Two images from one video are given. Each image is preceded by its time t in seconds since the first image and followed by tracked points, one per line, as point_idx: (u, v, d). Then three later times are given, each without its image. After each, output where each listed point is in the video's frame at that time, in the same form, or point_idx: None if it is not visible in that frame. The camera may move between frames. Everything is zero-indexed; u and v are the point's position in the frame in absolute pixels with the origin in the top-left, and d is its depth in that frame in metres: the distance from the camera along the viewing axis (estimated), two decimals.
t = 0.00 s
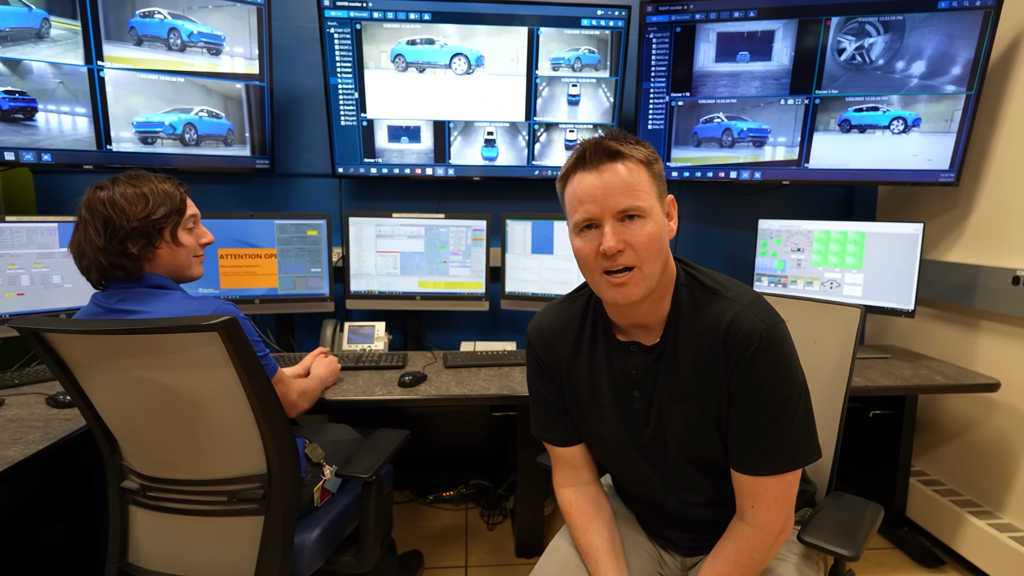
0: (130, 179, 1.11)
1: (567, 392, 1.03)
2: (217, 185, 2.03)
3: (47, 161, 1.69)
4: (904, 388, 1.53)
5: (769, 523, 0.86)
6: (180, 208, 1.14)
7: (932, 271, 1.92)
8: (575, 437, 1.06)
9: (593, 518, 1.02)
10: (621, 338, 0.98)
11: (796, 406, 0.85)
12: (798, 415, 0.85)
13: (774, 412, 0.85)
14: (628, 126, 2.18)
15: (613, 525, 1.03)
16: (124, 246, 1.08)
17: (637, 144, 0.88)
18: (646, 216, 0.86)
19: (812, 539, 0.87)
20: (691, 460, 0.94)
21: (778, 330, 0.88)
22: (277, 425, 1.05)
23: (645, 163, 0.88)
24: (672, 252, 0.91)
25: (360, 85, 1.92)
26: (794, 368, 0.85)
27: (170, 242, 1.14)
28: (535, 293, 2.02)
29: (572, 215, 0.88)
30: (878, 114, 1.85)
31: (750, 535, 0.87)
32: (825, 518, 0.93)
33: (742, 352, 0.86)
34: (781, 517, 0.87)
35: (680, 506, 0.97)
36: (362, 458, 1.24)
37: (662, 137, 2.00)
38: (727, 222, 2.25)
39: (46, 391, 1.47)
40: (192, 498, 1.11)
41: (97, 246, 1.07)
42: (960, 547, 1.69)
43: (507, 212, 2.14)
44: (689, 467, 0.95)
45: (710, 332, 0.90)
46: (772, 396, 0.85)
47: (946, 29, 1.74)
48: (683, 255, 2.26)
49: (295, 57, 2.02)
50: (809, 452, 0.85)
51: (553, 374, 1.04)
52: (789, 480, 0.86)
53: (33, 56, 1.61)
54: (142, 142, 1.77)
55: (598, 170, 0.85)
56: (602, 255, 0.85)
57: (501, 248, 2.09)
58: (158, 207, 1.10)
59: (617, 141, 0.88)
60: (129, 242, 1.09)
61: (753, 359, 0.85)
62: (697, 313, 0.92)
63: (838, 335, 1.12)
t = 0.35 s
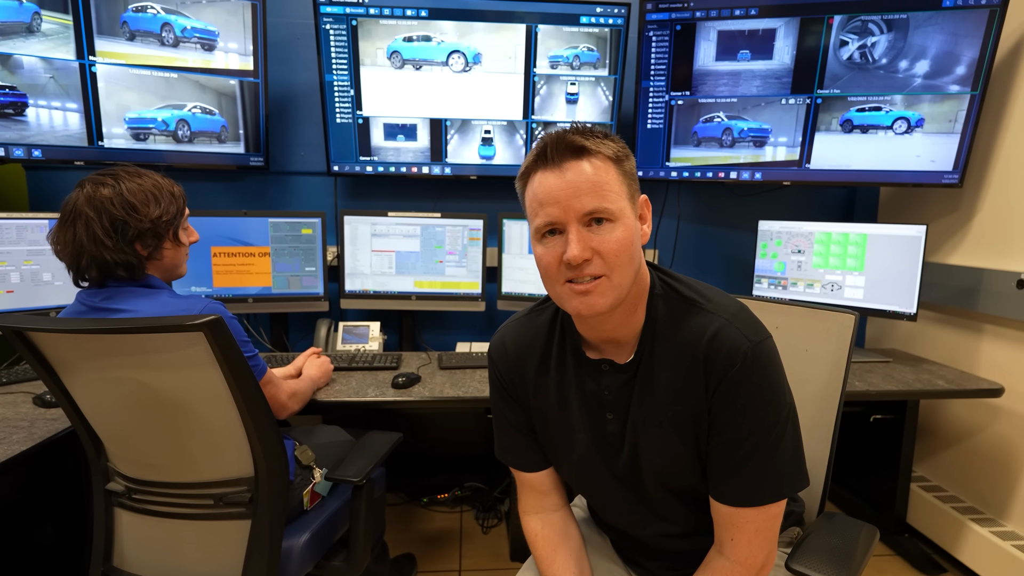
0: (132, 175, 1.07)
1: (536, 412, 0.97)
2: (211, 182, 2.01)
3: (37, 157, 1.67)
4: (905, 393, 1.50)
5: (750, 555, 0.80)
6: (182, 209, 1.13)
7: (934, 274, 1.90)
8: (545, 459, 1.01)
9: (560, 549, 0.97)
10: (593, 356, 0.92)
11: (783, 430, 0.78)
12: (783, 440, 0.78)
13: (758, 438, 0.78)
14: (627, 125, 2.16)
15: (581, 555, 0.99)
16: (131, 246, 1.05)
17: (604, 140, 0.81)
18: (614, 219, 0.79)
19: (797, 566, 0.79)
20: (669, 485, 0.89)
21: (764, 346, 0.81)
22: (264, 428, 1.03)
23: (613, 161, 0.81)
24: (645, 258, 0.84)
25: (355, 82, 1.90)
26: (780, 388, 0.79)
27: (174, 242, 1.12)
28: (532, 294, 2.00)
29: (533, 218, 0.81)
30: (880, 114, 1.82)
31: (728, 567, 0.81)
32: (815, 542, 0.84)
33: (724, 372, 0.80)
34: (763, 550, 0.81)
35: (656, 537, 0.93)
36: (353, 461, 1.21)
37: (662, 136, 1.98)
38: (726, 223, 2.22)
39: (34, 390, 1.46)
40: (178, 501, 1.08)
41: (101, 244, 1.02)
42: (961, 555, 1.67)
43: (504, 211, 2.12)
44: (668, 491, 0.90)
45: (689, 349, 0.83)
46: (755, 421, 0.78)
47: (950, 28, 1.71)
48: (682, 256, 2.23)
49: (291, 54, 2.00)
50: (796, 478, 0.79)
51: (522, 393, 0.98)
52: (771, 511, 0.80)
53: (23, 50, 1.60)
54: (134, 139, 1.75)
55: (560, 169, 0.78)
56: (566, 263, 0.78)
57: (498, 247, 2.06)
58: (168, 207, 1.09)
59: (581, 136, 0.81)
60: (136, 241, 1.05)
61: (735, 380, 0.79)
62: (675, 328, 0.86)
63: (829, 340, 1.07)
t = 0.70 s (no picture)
0: (111, 170, 1.05)
1: (505, 429, 0.94)
2: (202, 179, 1.98)
3: (22, 152, 1.64)
4: (904, 395, 1.48)
5: None
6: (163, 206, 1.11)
7: (933, 275, 1.88)
8: (517, 473, 0.98)
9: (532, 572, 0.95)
10: (565, 368, 0.89)
11: (767, 448, 0.76)
12: (765, 457, 0.76)
13: (741, 456, 0.76)
14: (624, 123, 2.14)
15: None
16: (111, 244, 1.03)
17: (567, 136, 0.78)
18: (580, 221, 0.76)
19: None
20: (648, 502, 0.86)
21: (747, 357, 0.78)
22: (248, 431, 1.00)
23: (577, 157, 0.78)
24: (615, 260, 0.82)
25: (348, 78, 1.87)
26: (763, 402, 0.76)
27: (156, 240, 1.10)
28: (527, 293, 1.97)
29: (493, 221, 0.77)
30: (880, 113, 1.80)
31: None
32: (806, 561, 0.80)
33: (704, 387, 0.77)
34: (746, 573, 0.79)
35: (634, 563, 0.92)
36: (340, 463, 1.19)
37: (658, 135, 1.96)
38: (724, 223, 2.20)
39: (17, 389, 1.43)
40: (159, 505, 1.06)
41: (79, 242, 1.00)
42: (960, 559, 1.65)
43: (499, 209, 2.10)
44: (648, 507, 0.87)
45: (667, 361, 0.81)
46: (736, 438, 0.75)
47: (951, 25, 1.69)
48: (679, 255, 2.21)
49: (283, 49, 1.97)
50: (779, 496, 0.77)
51: (492, 409, 0.95)
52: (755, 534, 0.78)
53: (7, 43, 1.57)
54: (122, 134, 1.72)
55: (520, 168, 0.74)
56: (530, 270, 0.75)
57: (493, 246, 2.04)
58: (149, 204, 1.06)
59: (542, 132, 0.77)
60: (116, 239, 1.03)
61: (715, 395, 0.76)
62: (653, 338, 0.83)
63: (819, 345, 1.03)
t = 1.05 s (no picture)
0: (87, 166, 1.02)
1: (482, 443, 0.92)
2: (193, 177, 1.96)
3: (7, 149, 1.62)
4: (900, 397, 1.46)
5: None
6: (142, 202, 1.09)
7: (930, 276, 1.86)
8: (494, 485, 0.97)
9: None
10: (542, 382, 0.87)
11: (753, 465, 0.74)
12: (751, 476, 0.74)
13: (726, 474, 0.74)
14: (619, 123, 2.12)
15: None
16: (88, 242, 1.01)
17: (543, 139, 0.76)
18: (558, 228, 0.74)
19: None
20: (630, 518, 0.85)
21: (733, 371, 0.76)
22: (229, 435, 0.98)
23: (555, 160, 0.76)
24: (596, 267, 0.80)
25: (341, 76, 1.85)
26: (748, 419, 0.74)
27: (136, 237, 1.08)
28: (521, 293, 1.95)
29: (466, 230, 0.75)
30: (877, 112, 1.78)
31: None
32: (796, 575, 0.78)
33: (688, 403, 0.75)
34: None
35: None
36: (327, 466, 1.17)
37: (654, 134, 1.95)
38: (720, 223, 2.18)
39: None
40: (141, 510, 1.04)
41: (56, 241, 0.98)
42: (957, 562, 1.63)
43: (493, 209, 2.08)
44: (630, 524, 0.86)
45: (649, 376, 0.79)
46: (721, 456, 0.74)
47: (948, 24, 1.67)
48: (675, 256, 2.19)
49: (275, 47, 1.95)
50: (765, 515, 0.75)
51: (467, 423, 0.93)
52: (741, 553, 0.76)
53: None
54: (109, 131, 1.70)
55: (493, 173, 0.72)
56: (505, 280, 0.73)
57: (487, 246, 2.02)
58: (128, 202, 1.04)
59: (517, 135, 0.75)
60: (94, 238, 1.01)
61: (700, 412, 0.74)
62: (636, 350, 0.81)
63: (812, 348, 1.01)
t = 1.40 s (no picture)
0: (62, 164, 1.00)
1: (468, 455, 0.90)
2: (182, 177, 1.94)
3: None
4: (894, 401, 1.45)
5: None
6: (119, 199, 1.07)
7: (925, 279, 1.85)
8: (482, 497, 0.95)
9: None
10: (531, 395, 0.86)
11: (750, 479, 0.73)
12: (748, 490, 0.73)
13: (723, 489, 0.72)
14: (613, 123, 2.11)
15: None
16: (63, 242, 0.99)
17: (536, 140, 0.75)
18: (550, 234, 0.72)
19: None
20: (623, 532, 0.83)
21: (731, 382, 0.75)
22: (211, 439, 0.96)
23: (548, 162, 0.75)
24: (589, 275, 0.78)
25: (332, 75, 1.84)
26: (746, 431, 0.73)
27: (114, 236, 1.06)
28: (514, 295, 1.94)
29: (455, 236, 0.73)
30: (872, 114, 1.77)
31: None
32: None
33: (684, 416, 0.74)
34: None
35: None
36: (313, 471, 1.14)
37: (648, 135, 1.93)
38: (714, 225, 2.17)
39: None
40: (122, 515, 1.01)
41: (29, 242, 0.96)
42: (951, 567, 1.62)
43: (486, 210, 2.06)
44: (623, 538, 0.84)
45: (644, 388, 0.77)
46: (717, 470, 0.72)
47: (943, 26, 1.67)
48: (669, 257, 2.18)
49: (267, 45, 1.93)
50: (761, 529, 0.74)
51: (454, 434, 0.91)
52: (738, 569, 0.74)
53: None
54: (97, 129, 1.68)
55: (484, 177, 0.70)
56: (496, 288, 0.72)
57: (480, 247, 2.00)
58: (103, 200, 1.02)
59: (510, 136, 0.73)
60: (68, 236, 0.99)
61: (696, 425, 0.72)
62: (630, 360, 0.80)
63: (803, 352, 0.99)
